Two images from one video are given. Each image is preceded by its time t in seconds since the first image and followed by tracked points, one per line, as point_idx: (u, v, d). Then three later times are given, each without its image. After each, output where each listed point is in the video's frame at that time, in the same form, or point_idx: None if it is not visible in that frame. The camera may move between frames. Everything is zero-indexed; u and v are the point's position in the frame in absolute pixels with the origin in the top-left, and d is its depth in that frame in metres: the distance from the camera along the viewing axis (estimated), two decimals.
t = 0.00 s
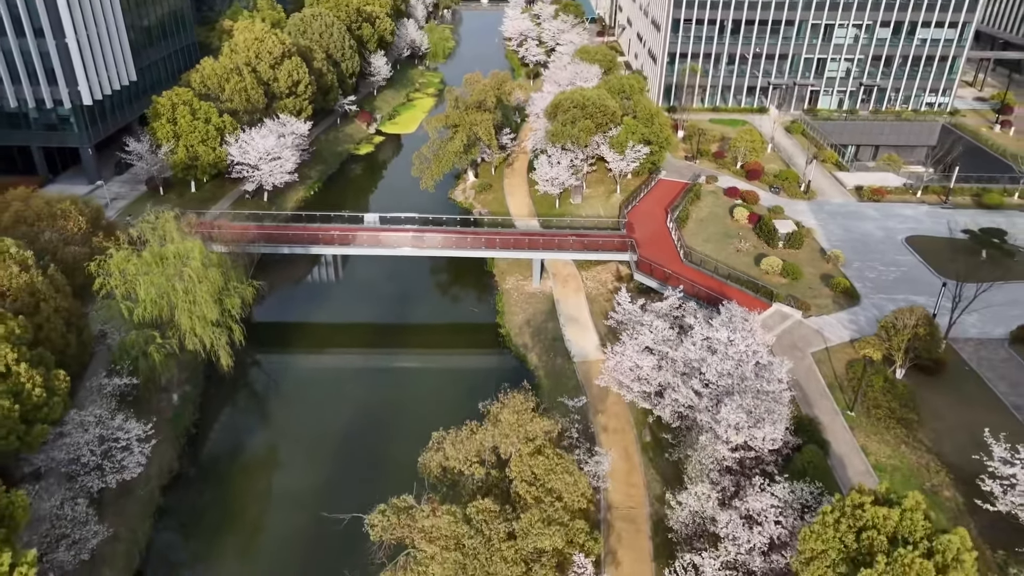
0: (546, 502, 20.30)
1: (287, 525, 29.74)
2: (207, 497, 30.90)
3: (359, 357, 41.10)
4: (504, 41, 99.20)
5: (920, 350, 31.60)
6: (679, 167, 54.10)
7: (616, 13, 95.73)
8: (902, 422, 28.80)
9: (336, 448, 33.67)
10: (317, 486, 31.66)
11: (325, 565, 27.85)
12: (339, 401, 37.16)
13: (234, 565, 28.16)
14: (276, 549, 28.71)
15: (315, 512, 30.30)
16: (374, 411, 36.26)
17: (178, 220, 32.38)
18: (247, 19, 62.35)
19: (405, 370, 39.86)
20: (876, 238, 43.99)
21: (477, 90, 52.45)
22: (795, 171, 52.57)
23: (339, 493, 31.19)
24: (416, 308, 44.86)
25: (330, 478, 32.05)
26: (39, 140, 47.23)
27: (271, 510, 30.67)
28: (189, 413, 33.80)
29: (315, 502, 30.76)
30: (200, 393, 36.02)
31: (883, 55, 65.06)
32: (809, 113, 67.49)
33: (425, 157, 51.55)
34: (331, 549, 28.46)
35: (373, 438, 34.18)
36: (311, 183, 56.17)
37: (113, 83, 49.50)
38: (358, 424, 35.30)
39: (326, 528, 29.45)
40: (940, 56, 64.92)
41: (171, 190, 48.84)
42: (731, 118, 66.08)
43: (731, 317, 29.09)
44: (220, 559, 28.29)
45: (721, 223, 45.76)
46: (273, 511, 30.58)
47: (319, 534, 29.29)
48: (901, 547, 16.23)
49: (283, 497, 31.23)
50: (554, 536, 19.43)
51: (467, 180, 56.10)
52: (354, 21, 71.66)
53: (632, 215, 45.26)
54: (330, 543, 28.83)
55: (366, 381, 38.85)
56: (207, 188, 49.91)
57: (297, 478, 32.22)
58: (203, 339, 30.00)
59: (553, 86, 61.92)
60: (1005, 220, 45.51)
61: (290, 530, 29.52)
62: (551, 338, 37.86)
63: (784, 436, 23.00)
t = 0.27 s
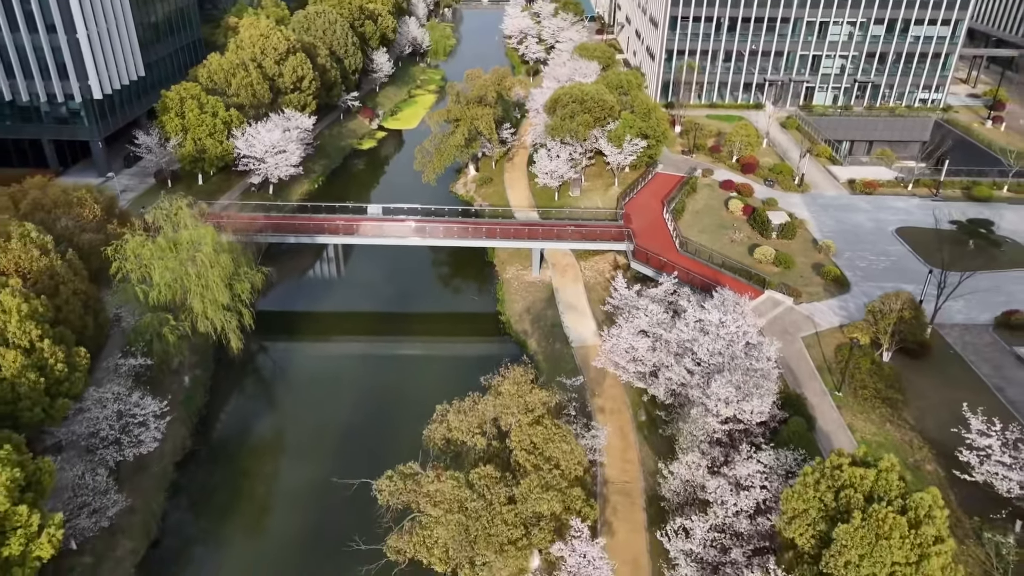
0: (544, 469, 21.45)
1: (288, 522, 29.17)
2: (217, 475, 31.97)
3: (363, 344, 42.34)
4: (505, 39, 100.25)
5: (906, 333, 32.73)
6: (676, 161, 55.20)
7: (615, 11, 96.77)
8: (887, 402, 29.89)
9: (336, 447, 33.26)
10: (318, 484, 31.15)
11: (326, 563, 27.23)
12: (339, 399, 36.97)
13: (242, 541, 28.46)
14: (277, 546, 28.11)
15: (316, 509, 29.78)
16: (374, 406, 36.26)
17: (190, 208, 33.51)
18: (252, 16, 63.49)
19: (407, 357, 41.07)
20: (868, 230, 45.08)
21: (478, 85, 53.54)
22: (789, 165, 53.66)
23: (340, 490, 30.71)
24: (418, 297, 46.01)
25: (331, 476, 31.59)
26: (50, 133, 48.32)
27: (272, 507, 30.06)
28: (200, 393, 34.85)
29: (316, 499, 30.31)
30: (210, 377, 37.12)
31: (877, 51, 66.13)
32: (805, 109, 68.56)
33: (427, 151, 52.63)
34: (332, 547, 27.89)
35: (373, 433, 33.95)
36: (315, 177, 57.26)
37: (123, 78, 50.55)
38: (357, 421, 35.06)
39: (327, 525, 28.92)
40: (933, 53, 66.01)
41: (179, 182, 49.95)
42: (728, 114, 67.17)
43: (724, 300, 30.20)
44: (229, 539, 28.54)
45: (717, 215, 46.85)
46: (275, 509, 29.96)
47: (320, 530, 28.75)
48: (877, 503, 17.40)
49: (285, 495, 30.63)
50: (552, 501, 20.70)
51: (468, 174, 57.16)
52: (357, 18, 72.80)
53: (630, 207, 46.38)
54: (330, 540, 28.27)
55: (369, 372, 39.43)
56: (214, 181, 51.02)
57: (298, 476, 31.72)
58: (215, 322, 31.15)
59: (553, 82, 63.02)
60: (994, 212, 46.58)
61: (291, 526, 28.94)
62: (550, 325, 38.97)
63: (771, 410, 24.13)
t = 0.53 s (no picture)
0: (542, 440, 22.59)
1: (289, 524, 28.86)
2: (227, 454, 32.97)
3: (364, 332, 43.43)
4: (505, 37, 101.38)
5: (892, 318, 33.94)
6: (672, 155, 56.32)
7: (614, 10, 97.85)
8: (873, 383, 31.04)
9: (334, 447, 32.99)
10: (318, 484, 30.84)
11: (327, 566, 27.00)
12: (336, 398, 36.84)
13: (250, 520, 29.07)
14: (277, 547, 27.81)
15: (316, 510, 29.51)
16: (372, 404, 36.26)
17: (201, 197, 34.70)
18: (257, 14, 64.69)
19: (408, 344, 42.30)
20: (859, 221, 46.22)
21: (478, 81, 54.68)
22: (783, 159, 54.80)
23: (340, 490, 30.45)
24: (420, 287, 47.18)
25: (330, 476, 31.29)
26: (61, 127, 49.49)
27: (273, 508, 29.68)
28: (210, 376, 35.99)
29: (316, 499, 30.03)
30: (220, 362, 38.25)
31: (870, 49, 67.27)
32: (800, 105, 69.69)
33: (428, 145, 53.80)
34: (333, 549, 27.67)
35: (372, 432, 33.84)
36: (319, 171, 58.37)
37: (131, 73, 51.65)
38: (354, 420, 34.95)
39: (328, 526, 28.69)
40: (926, 50, 67.18)
41: (186, 175, 51.07)
42: (724, 110, 68.34)
43: (715, 285, 31.34)
44: (239, 518, 29.14)
45: (712, 207, 47.98)
46: (276, 510, 29.60)
47: (321, 532, 28.50)
48: (855, 465, 18.57)
49: (286, 497, 30.25)
50: (550, 469, 21.89)
51: (469, 168, 58.28)
52: (359, 16, 73.97)
53: (626, 199, 47.50)
54: (331, 542, 28.02)
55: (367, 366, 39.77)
56: (220, 174, 52.15)
57: (298, 477, 31.42)
58: (226, 307, 32.39)
59: (552, 78, 64.16)
60: (982, 204, 47.71)
61: (291, 528, 28.66)
62: (549, 312, 40.12)
63: (759, 386, 25.32)
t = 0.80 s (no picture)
0: (541, 413, 23.72)
1: (287, 521, 28.63)
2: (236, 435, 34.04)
3: (368, 321, 44.56)
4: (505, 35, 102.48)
5: (879, 304, 35.05)
6: (669, 149, 57.48)
7: (613, 8, 98.96)
8: (859, 365, 32.17)
9: (335, 446, 32.67)
10: (318, 483, 30.52)
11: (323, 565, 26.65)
12: (338, 396, 36.66)
13: (258, 500, 29.80)
14: (274, 545, 27.58)
15: (314, 508, 29.21)
16: (373, 393, 36.89)
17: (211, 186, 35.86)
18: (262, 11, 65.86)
19: (411, 332, 43.53)
20: (850, 213, 47.34)
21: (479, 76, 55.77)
22: (778, 154, 55.93)
23: (339, 490, 30.09)
24: (423, 278, 48.32)
25: (330, 475, 30.91)
26: (70, 121, 50.56)
27: (272, 506, 29.40)
28: (220, 360, 37.14)
29: (316, 498, 29.72)
30: (228, 347, 39.39)
31: (865, 46, 68.38)
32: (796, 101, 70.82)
33: (430, 139, 54.93)
34: (330, 548, 27.33)
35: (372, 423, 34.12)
36: (323, 164, 59.48)
37: (139, 68, 52.74)
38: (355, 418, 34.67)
39: (325, 526, 28.36)
40: (919, 47, 68.31)
41: (194, 168, 52.19)
42: (721, 106, 69.50)
43: (708, 271, 32.42)
44: (246, 498, 29.86)
45: (707, 200, 49.11)
46: (274, 508, 29.35)
47: (319, 530, 28.19)
48: (835, 431, 19.64)
49: (286, 495, 29.97)
50: (548, 440, 23.07)
51: (469, 162, 59.38)
52: (362, 14, 75.14)
53: (624, 192, 48.60)
54: (328, 540, 27.71)
55: (369, 358, 40.44)
56: (227, 167, 53.29)
57: (299, 474, 31.10)
58: (236, 291, 33.53)
59: (552, 74, 65.27)
60: (971, 197, 48.86)
61: (289, 526, 28.40)
62: (548, 300, 41.28)
63: (748, 364, 26.47)
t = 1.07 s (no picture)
0: (539, 389, 24.88)
1: (284, 518, 28.51)
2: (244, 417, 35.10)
3: (371, 310, 45.71)
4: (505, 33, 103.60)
5: (868, 291, 36.18)
6: (666, 144, 58.63)
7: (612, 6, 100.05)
8: (847, 348, 33.33)
9: (335, 445, 32.44)
10: (316, 481, 30.34)
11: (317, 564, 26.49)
12: (340, 395, 36.48)
13: (265, 482, 30.41)
14: (269, 541, 27.48)
15: (310, 506, 29.03)
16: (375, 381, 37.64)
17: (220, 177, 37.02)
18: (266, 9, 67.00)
19: (414, 321, 44.69)
20: (842, 206, 48.48)
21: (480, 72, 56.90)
22: (773, 148, 57.06)
23: (337, 488, 29.89)
24: (425, 269, 49.48)
25: (329, 475, 30.65)
26: (80, 115, 51.78)
27: (271, 502, 29.32)
28: (228, 344, 38.30)
29: (313, 496, 29.55)
30: (236, 334, 40.52)
31: (859, 43, 69.50)
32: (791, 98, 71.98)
33: (432, 134, 56.06)
34: (325, 547, 27.17)
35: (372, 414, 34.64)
36: (326, 159, 60.58)
37: (147, 64, 53.81)
38: (355, 418, 34.42)
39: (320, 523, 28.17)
40: (912, 45, 69.45)
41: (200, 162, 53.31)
42: (717, 102, 70.65)
43: (702, 258, 33.56)
44: (255, 476, 30.95)
45: (703, 192, 50.24)
46: (271, 504, 29.24)
47: (315, 527, 28.04)
48: (817, 402, 20.74)
49: (284, 493, 29.78)
50: (546, 415, 24.18)
51: (470, 157, 60.48)
52: (364, 11, 76.28)
53: (621, 185, 49.70)
54: (322, 538, 27.56)
55: (372, 346, 41.49)
56: (233, 161, 54.44)
57: (297, 473, 30.90)
58: (245, 278, 34.68)
59: (550, 70, 66.40)
60: (960, 190, 50.01)
61: (285, 523, 28.28)
62: (546, 289, 42.42)
63: (738, 344, 27.67)
